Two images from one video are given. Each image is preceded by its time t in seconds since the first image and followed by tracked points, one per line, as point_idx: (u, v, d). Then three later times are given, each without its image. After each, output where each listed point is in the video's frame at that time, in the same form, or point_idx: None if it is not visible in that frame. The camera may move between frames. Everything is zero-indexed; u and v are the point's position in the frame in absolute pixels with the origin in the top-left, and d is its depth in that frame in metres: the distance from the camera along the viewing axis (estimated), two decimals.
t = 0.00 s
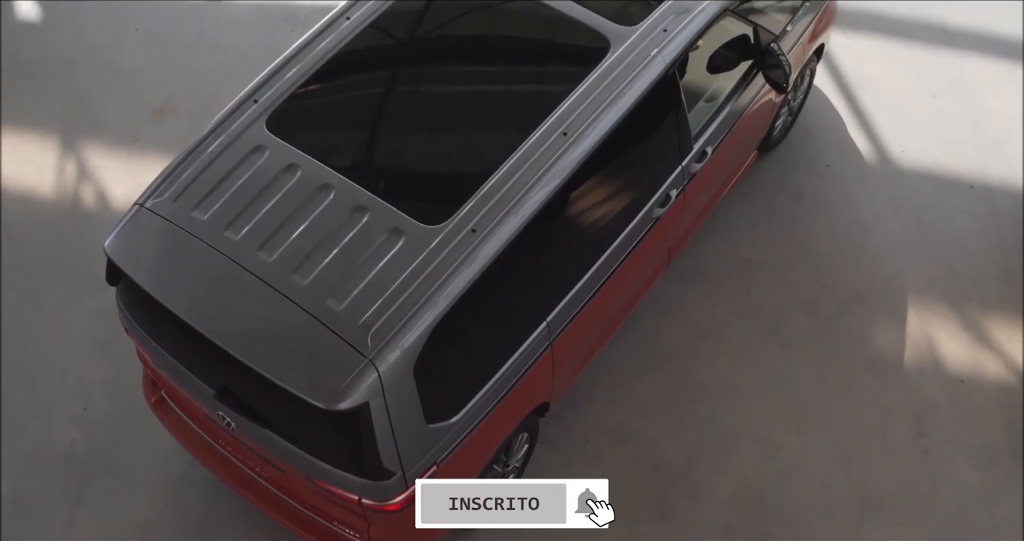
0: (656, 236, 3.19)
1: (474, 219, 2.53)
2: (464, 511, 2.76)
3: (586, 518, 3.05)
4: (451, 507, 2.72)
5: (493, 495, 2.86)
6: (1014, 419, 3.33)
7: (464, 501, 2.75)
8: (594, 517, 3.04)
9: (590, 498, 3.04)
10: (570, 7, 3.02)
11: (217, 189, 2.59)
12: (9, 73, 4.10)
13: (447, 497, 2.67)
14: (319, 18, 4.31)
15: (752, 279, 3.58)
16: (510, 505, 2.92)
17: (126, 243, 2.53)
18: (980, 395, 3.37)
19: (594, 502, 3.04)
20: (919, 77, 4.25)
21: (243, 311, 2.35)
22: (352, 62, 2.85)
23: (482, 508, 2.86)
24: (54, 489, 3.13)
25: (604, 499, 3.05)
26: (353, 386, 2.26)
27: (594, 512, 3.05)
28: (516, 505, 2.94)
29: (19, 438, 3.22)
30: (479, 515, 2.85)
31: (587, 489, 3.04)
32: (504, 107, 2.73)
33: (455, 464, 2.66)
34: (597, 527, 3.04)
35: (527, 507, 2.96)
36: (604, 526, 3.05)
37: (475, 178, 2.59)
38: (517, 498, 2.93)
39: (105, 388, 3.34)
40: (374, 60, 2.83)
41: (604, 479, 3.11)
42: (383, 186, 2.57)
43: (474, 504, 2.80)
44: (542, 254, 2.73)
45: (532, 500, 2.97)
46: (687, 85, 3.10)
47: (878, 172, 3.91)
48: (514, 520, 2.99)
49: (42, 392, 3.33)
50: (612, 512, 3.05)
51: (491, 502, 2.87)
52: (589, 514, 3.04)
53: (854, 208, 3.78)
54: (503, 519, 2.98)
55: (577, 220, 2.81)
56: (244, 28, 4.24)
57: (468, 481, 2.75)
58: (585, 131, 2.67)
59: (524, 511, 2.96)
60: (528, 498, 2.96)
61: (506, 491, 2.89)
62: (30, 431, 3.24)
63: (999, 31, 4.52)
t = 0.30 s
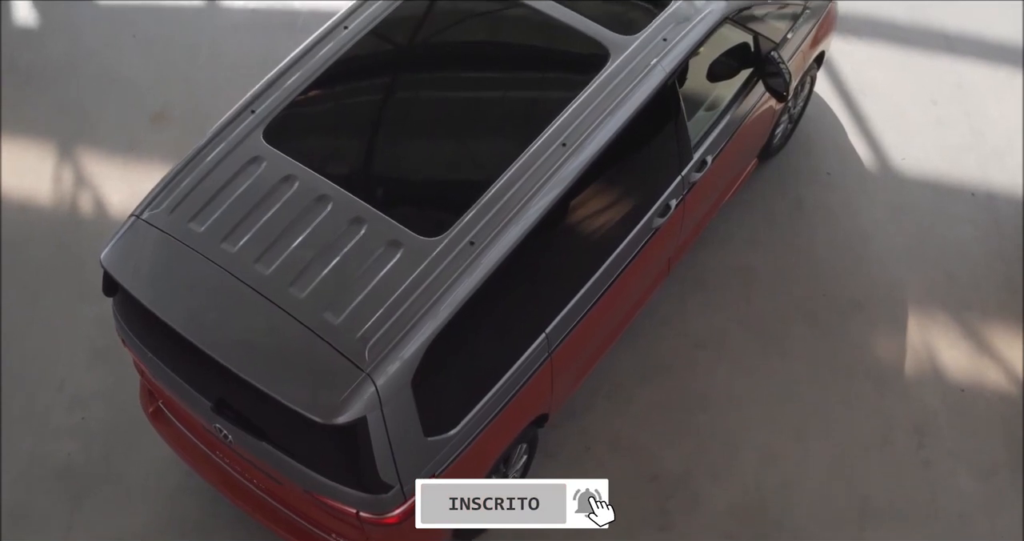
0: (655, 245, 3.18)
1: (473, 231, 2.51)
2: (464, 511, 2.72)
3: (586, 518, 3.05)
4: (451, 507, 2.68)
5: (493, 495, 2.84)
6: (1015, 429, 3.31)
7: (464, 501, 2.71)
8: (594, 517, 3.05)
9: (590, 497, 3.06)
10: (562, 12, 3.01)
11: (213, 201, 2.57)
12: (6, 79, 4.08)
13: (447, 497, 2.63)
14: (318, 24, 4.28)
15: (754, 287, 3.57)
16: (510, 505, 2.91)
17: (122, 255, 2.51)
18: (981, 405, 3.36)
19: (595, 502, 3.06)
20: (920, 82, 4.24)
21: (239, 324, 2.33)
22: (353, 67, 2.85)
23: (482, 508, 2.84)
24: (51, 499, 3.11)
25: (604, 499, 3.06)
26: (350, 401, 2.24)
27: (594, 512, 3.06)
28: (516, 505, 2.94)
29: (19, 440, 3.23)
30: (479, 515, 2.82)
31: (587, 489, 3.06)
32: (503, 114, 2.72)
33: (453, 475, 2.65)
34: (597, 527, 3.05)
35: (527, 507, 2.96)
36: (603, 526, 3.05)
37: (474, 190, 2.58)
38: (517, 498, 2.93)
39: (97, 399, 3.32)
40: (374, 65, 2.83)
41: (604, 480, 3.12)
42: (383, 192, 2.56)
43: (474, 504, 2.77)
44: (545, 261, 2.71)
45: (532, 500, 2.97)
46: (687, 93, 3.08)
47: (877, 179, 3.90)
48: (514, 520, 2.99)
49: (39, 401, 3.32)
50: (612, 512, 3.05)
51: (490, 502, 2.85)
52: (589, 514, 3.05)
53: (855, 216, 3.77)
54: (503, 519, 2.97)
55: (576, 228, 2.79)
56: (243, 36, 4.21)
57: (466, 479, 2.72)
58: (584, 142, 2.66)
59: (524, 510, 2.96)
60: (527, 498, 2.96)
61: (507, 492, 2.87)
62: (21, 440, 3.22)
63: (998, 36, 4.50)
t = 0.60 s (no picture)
0: (655, 256, 3.16)
1: (471, 245, 2.49)
2: (464, 511, 2.66)
3: (586, 518, 3.03)
4: (451, 508, 2.61)
5: (493, 495, 2.79)
6: (1015, 440, 3.30)
7: (464, 501, 2.65)
8: (594, 517, 3.02)
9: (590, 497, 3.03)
10: (554, 19, 2.99)
11: (209, 215, 2.56)
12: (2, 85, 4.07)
13: (447, 497, 2.56)
14: (315, 30, 4.26)
15: (754, 297, 3.56)
16: (510, 505, 2.86)
17: (117, 269, 2.50)
18: (981, 416, 3.34)
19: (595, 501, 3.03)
20: (920, 89, 4.22)
21: (234, 338, 2.32)
22: (353, 74, 2.84)
23: (482, 508, 2.78)
24: (46, 511, 3.08)
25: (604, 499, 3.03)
26: (346, 416, 2.22)
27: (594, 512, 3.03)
28: (516, 505, 2.90)
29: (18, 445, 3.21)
30: (479, 515, 2.76)
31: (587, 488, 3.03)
32: (501, 122, 2.71)
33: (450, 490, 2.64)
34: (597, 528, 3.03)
35: (526, 507, 2.92)
36: (604, 526, 3.04)
37: (472, 203, 2.56)
38: (517, 498, 2.88)
39: (92, 409, 3.30)
40: (374, 72, 2.83)
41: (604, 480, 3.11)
42: (381, 202, 2.55)
43: (474, 504, 2.71)
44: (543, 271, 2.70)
45: (532, 500, 2.94)
46: (687, 102, 3.07)
47: (877, 188, 3.88)
48: (514, 521, 2.95)
49: (35, 412, 3.29)
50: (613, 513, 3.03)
51: (490, 502, 2.80)
52: (588, 514, 3.02)
53: (856, 224, 3.76)
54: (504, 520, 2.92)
55: (576, 238, 2.78)
56: (241, 43, 4.19)
57: (464, 479, 2.66)
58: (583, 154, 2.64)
59: (524, 511, 2.93)
60: (527, 498, 2.92)
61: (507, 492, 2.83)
62: (12, 451, 3.18)
63: (998, 42, 4.48)
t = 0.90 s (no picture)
0: (654, 265, 3.14)
1: (468, 257, 2.47)
2: (465, 511, 2.62)
3: (585, 518, 3.02)
4: (451, 508, 2.57)
5: (494, 495, 2.75)
6: (1016, 450, 3.28)
7: (464, 501, 2.61)
8: (593, 516, 3.02)
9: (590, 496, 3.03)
10: (548, 26, 2.97)
11: (205, 226, 2.54)
12: None
13: (447, 497, 2.52)
14: (313, 36, 4.24)
15: (753, 305, 3.54)
16: (510, 505, 2.83)
17: (112, 280, 2.48)
18: (981, 425, 3.32)
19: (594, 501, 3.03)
20: (920, 95, 4.20)
21: (232, 350, 2.30)
22: (354, 81, 2.83)
23: (482, 508, 2.74)
24: (43, 522, 3.06)
25: (604, 498, 3.04)
26: (342, 431, 2.21)
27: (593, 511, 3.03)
28: (516, 505, 2.86)
29: (19, 445, 3.21)
30: (479, 515, 2.71)
31: (587, 487, 3.02)
32: (500, 128, 2.70)
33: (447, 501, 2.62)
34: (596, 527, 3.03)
35: (527, 507, 2.90)
36: (604, 526, 3.04)
37: (469, 214, 2.54)
38: (517, 498, 2.84)
39: (88, 419, 3.28)
40: (375, 77, 2.82)
41: (604, 480, 3.12)
42: (378, 210, 2.54)
43: (474, 504, 2.67)
44: (541, 281, 2.70)
45: (532, 500, 2.92)
46: (687, 109, 3.06)
47: (877, 195, 3.86)
48: (514, 521, 2.91)
49: (31, 422, 3.27)
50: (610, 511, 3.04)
51: (491, 502, 2.75)
52: (588, 514, 3.01)
53: (857, 232, 3.74)
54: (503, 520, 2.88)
55: (576, 246, 2.78)
56: (238, 49, 4.17)
57: (465, 479, 2.61)
58: (581, 165, 2.62)
59: (524, 510, 2.90)
60: (528, 498, 2.89)
61: (507, 492, 2.78)
62: (10, 454, 3.18)
63: (999, 48, 4.46)
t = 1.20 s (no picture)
0: (653, 277, 3.12)
1: (465, 272, 2.46)
2: (465, 524, 2.62)
3: (586, 531, 2.97)
4: (451, 521, 2.57)
5: (493, 508, 2.74)
6: (1017, 461, 3.26)
7: (464, 514, 2.61)
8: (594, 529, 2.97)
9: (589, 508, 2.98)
10: (540, 33, 2.95)
11: (200, 239, 2.52)
12: None
13: (447, 510, 2.53)
14: (311, 43, 4.21)
15: (753, 315, 3.52)
16: (510, 518, 2.81)
17: (106, 294, 2.46)
18: (982, 436, 3.30)
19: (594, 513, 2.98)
20: (921, 102, 4.18)
21: (227, 364, 2.28)
22: (356, 85, 2.82)
23: (482, 521, 2.74)
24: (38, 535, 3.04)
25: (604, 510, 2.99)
26: (338, 448, 2.19)
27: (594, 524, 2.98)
28: (516, 518, 2.84)
29: (18, 445, 3.21)
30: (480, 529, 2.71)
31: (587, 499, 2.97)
32: (500, 135, 2.70)
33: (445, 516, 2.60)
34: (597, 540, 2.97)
35: (527, 520, 2.88)
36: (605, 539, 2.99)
37: (467, 227, 2.53)
38: (517, 511, 2.83)
39: (85, 429, 3.27)
40: (375, 83, 2.82)
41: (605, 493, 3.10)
42: (376, 220, 2.53)
43: (474, 517, 2.67)
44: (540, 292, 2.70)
45: (532, 514, 2.90)
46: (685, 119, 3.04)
47: (878, 204, 3.84)
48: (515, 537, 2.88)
49: (27, 434, 3.26)
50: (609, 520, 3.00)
51: (491, 515, 2.75)
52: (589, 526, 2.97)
53: (857, 241, 3.72)
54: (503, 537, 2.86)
55: (576, 255, 2.78)
56: (236, 57, 4.15)
57: (466, 492, 2.61)
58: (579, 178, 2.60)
59: (524, 524, 2.87)
60: (527, 511, 2.88)
61: (507, 504, 2.77)
62: (9, 455, 3.18)
63: (1000, 55, 4.44)
